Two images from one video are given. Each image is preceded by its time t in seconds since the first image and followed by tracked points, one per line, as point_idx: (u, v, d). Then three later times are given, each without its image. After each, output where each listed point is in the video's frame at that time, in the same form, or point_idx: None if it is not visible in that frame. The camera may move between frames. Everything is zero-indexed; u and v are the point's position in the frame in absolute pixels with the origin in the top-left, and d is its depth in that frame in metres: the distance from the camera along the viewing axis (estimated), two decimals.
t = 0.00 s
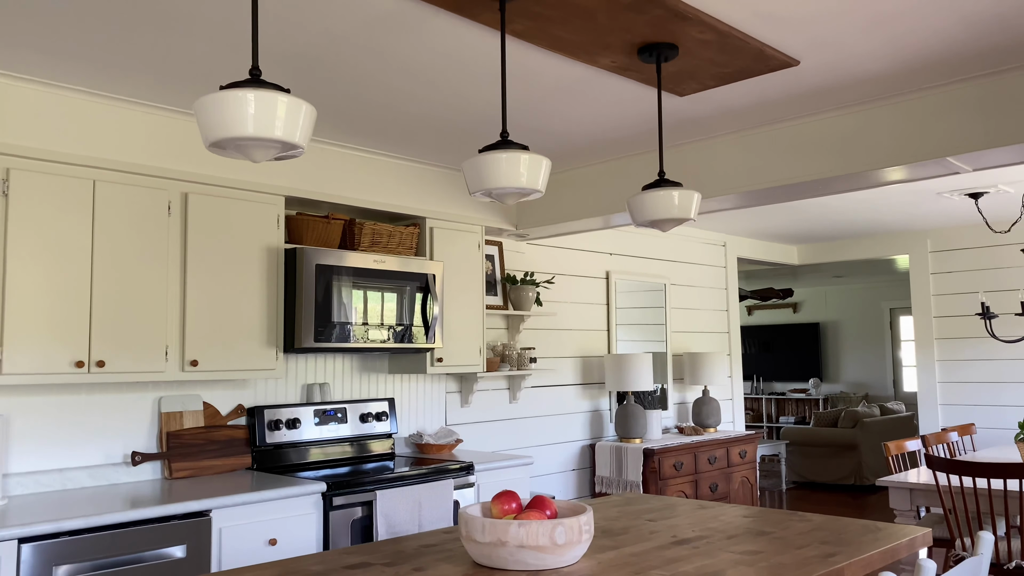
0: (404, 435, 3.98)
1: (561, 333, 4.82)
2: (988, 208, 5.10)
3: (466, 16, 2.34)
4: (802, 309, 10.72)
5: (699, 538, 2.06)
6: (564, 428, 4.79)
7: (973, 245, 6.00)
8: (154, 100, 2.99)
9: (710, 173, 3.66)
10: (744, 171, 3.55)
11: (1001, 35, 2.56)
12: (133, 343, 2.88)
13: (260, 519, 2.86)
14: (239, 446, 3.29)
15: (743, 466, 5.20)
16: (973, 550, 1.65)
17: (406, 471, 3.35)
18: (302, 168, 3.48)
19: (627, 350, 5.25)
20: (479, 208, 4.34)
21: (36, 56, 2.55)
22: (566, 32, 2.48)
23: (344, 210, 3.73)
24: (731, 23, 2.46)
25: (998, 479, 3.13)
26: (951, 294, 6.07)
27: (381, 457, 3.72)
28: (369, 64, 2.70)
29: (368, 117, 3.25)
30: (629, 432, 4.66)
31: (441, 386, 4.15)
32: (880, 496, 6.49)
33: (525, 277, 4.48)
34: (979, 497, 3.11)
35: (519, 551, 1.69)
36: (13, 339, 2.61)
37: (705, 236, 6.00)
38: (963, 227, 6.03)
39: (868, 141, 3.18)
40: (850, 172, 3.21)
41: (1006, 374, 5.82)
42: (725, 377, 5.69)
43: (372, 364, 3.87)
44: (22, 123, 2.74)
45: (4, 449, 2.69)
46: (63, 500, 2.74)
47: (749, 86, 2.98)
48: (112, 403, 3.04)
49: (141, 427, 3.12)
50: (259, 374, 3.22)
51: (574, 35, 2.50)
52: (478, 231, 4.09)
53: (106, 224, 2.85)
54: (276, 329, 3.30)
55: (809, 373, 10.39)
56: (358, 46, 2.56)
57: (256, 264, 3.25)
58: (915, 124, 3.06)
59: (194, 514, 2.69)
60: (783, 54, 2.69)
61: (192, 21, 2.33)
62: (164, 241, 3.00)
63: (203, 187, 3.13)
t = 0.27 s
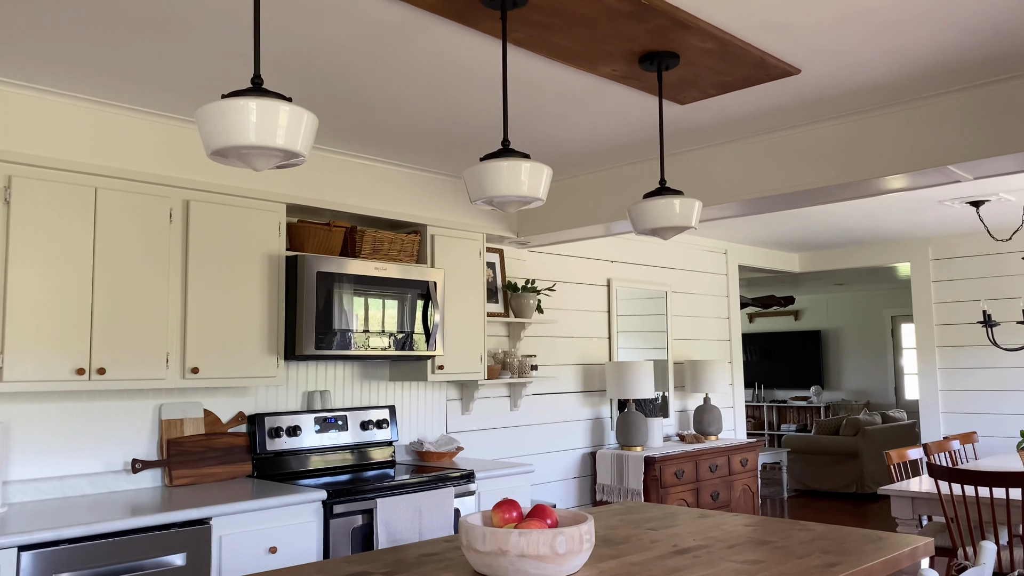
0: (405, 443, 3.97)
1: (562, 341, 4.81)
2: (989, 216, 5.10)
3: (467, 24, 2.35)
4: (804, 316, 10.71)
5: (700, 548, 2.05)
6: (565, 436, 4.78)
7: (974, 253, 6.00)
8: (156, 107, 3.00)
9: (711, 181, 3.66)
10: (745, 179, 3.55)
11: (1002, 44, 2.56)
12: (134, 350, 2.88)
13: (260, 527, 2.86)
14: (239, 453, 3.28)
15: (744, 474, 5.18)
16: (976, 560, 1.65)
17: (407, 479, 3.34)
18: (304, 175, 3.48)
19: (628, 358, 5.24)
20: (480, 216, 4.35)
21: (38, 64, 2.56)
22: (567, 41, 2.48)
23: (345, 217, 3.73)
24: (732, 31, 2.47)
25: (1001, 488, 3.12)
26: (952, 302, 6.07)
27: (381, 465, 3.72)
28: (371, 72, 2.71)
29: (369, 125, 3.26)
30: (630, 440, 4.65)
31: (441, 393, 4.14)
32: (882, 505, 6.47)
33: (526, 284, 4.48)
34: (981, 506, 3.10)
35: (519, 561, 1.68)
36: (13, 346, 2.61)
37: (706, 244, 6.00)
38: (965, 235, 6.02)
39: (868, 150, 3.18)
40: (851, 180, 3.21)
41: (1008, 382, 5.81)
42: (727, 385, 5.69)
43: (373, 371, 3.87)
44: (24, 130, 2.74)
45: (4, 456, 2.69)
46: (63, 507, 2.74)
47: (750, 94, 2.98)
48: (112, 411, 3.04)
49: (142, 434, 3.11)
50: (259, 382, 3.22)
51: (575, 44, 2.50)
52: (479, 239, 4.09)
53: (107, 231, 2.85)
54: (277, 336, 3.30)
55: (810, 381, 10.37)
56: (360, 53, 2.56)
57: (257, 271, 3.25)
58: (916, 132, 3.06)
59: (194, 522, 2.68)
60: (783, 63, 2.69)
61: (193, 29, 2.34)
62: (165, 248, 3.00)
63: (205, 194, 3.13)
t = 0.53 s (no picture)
0: (405, 451, 3.97)
1: (562, 349, 4.81)
2: (990, 224, 5.10)
3: (468, 33, 2.35)
4: (804, 323, 10.70)
5: (700, 557, 2.05)
6: (565, 444, 4.78)
7: (975, 261, 6.00)
8: (157, 115, 3.00)
9: (712, 189, 3.66)
10: (745, 187, 3.55)
11: (1002, 53, 2.56)
12: (134, 358, 2.88)
13: (260, 535, 2.85)
14: (239, 461, 3.28)
15: (745, 482, 5.17)
16: (977, 570, 1.65)
17: (407, 487, 3.34)
18: (305, 183, 3.48)
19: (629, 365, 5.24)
20: (481, 223, 4.35)
21: (41, 72, 2.57)
22: (567, 50, 2.49)
23: (346, 225, 3.74)
24: (732, 40, 2.47)
25: (1003, 497, 3.11)
26: (953, 310, 6.06)
27: (382, 473, 3.71)
28: (371, 80, 2.71)
29: (370, 133, 3.26)
30: (631, 448, 4.65)
31: (442, 401, 4.14)
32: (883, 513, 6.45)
33: (527, 292, 4.48)
34: (982, 515, 3.09)
35: (519, 570, 1.67)
36: (14, 353, 2.61)
37: (707, 251, 6.00)
38: (966, 242, 6.02)
39: (869, 158, 3.18)
40: (851, 188, 3.21)
41: (1009, 390, 5.80)
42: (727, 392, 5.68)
43: (373, 379, 3.87)
44: (26, 138, 2.75)
45: (4, 465, 2.69)
46: (62, 515, 2.74)
47: (750, 103, 2.98)
48: (113, 418, 3.04)
49: (142, 442, 3.11)
50: (260, 390, 3.22)
51: (575, 53, 2.51)
52: (479, 246, 4.09)
53: (108, 239, 2.86)
54: (277, 343, 3.30)
55: (811, 388, 10.35)
56: (361, 62, 2.57)
57: (258, 279, 3.25)
58: (916, 141, 3.06)
59: (194, 530, 2.68)
60: (783, 72, 2.70)
61: (195, 37, 2.35)
62: (166, 256, 3.00)
63: (206, 202, 3.14)
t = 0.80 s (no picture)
0: (405, 458, 3.96)
1: (563, 356, 4.81)
2: (991, 231, 5.10)
3: (468, 41, 2.36)
4: (805, 330, 10.69)
5: (700, 566, 2.04)
6: (565, 451, 4.77)
7: (975, 268, 6.00)
8: (158, 122, 3.01)
9: (712, 196, 3.66)
10: (745, 195, 3.55)
11: (1002, 62, 2.57)
12: (134, 365, 2.88)
13: (259, 542, 2.85)
14: (239, 468, 3.28)
15: (746, 489, 5.16)
16: None
17: (407, 495, 3.34)
18: (305, 190, 3.49)
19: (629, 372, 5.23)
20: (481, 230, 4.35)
21: (42, 79, 2.57)
22: (567, 58, 2.49)
23: (346, 231, 3.74)
24: (732, 48, 2.47)
25: (1004, 505, 3.11)
26: (954, 316, 6.06)
27: (381, 480, 3.71)
28: (372, 88, 2.72)
29: (370, 140, 3.26)
30: (631, 455, 4.64)
31: (442, 408, 4.14)
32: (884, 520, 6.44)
33: (527, 299, 4.48)
34: (983, 524, 3.09)
35: None
36: (13, 360, 2.60)
37: (707, 258, 6.00)
38: (966, 249, 6.02)
39: (868, 166, 3.18)
40: (851, 195, 3.21)
41: (1010, 397, 5.79)
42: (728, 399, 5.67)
43: (373, 386, 3.87)
44: (27, 145, 2.75)
45: (3, 472, 2.69)
46: (62, 522, 2.73)
47: (750, 110, 2.99)
48: (113, 425, 3.04)
49: (142, 449, 3.11)
50: (260, 397, 3.22)
51: (575, 61, 2.51)
52: (480, 253, 4.09)
53: (108, 246, 2.86)
54: (277, 351, 3.30)
55: (812, 395, 10.34)
56: (361, 69, 2.57)
57: (258, 286, 3.25)
58: (916, 148, 3.06)
59: (194, 537, 2.68)
60: (783, 80, 2.70)
61: (195, 45, 2.35)
62: (166, 263, 3.01)
63: (207, 209, 3.14)
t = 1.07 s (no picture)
0: (405, 465, 3.96)
1: (563, 363, 4.81)
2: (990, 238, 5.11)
3: (468, 50, 2.36)
4: (805, 336, 10.69)
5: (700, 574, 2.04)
6: (565, 457, 4.77)
7: (975, 274, 6.00)
8: (158, 130, 3.01)
9: (711, 203, 3.67)
10: (745, 202, 3.55)
11: (1001, 69, 2.57)
12: (134, 373, 2.88)
13: (259, 550, 2.84)
14: (239, 475, 3.28)
15: (746, 496, 5.16)
16: None
17: (407, 502, 3.33)
18: (305, 197, 3.49)
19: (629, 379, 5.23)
20: (481, 237, 4.36)
21: (42, 87, 2.58)
22: (567, 66, 2.49)
23: (347, 238, 3.74)
24: (731, 56, 2.48)
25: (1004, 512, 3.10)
26: (954, 323, 6.06)
27: (381, 487, 3.70)
28: (372, 95, 2.72)
29: (370, 148, 3.27)
30: (631, 462, 4.64)
31: (442, 415, 4.13)
32: (885, 527, 6.43)
33: (527, 305, 4.48)
34: (984, 531, 3.08)
35: None
36: (12, 367, 2.60)
37: (707, 264, 6.01)
38: (966, 256, 6.03)
39: (868, 173, 3.18)
40: (851, 203, 3.22)
41: (1010, 403, 5.79)
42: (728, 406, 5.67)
43: (373, 393, 3.87)
44: (27, 153, 2.76)
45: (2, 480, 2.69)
46: (61, 530, 2.73)
47: (749, 118, 2.99)
48: (113, 433, 3.04)
49: (141, 456, 3.11)
50: (259, 404, 3.21)
51: (575, 69, 2.52)
52: (480, 260, 4.10)
53: (108, 253, 2.86)
54: (277, 357, 3.29)
55: (812, 401, 10.33)
56: (361, 77, 2.58)
57: (258, 293, 3.25)
58: (916, 156, 3.07)
59: (193, 545, 2.67)
60: (783, 88, 2.70)
61: (196, 52, 2.36)
62: (166, 270, 3.01)
63: (207, 216, 3.15)
